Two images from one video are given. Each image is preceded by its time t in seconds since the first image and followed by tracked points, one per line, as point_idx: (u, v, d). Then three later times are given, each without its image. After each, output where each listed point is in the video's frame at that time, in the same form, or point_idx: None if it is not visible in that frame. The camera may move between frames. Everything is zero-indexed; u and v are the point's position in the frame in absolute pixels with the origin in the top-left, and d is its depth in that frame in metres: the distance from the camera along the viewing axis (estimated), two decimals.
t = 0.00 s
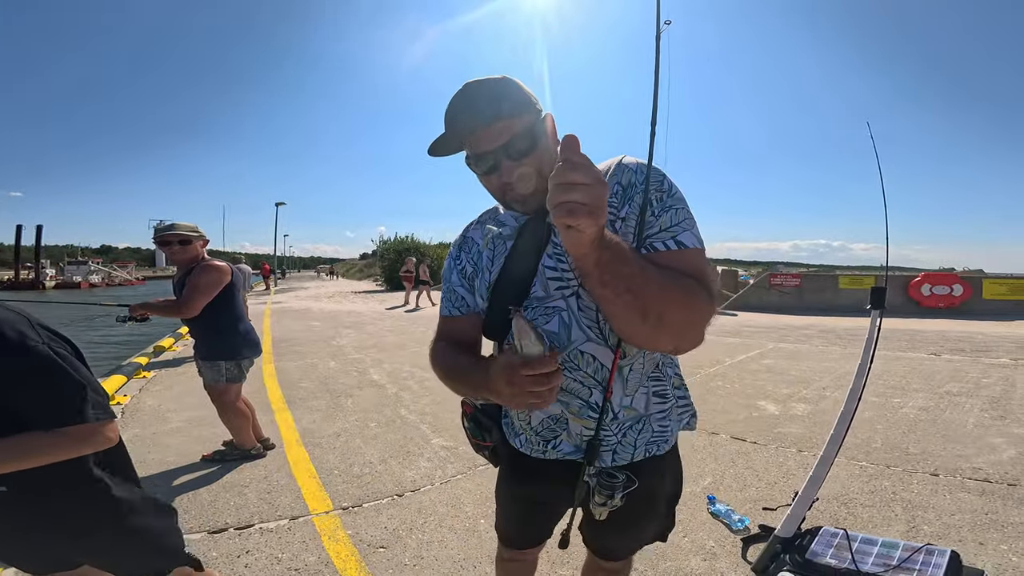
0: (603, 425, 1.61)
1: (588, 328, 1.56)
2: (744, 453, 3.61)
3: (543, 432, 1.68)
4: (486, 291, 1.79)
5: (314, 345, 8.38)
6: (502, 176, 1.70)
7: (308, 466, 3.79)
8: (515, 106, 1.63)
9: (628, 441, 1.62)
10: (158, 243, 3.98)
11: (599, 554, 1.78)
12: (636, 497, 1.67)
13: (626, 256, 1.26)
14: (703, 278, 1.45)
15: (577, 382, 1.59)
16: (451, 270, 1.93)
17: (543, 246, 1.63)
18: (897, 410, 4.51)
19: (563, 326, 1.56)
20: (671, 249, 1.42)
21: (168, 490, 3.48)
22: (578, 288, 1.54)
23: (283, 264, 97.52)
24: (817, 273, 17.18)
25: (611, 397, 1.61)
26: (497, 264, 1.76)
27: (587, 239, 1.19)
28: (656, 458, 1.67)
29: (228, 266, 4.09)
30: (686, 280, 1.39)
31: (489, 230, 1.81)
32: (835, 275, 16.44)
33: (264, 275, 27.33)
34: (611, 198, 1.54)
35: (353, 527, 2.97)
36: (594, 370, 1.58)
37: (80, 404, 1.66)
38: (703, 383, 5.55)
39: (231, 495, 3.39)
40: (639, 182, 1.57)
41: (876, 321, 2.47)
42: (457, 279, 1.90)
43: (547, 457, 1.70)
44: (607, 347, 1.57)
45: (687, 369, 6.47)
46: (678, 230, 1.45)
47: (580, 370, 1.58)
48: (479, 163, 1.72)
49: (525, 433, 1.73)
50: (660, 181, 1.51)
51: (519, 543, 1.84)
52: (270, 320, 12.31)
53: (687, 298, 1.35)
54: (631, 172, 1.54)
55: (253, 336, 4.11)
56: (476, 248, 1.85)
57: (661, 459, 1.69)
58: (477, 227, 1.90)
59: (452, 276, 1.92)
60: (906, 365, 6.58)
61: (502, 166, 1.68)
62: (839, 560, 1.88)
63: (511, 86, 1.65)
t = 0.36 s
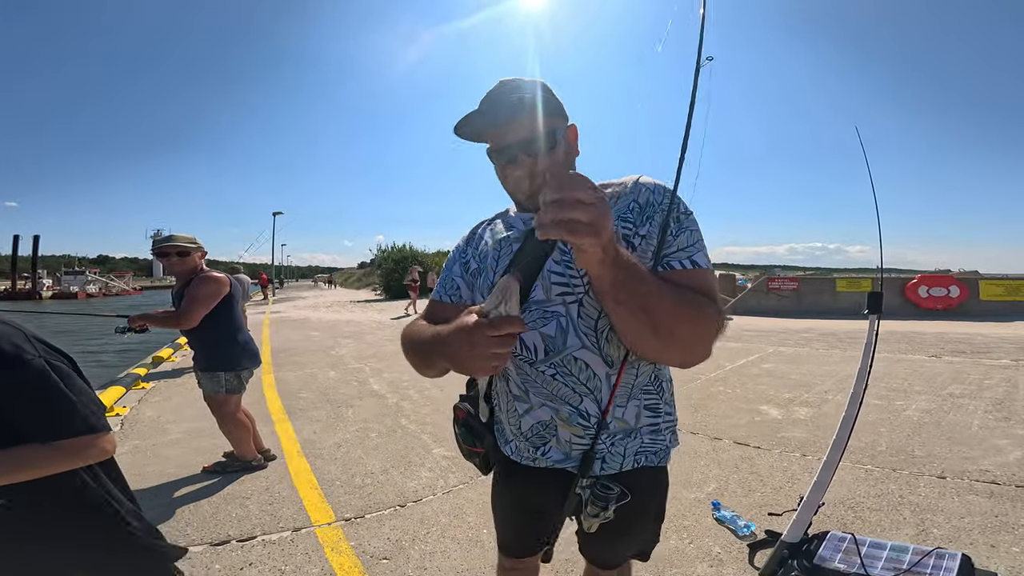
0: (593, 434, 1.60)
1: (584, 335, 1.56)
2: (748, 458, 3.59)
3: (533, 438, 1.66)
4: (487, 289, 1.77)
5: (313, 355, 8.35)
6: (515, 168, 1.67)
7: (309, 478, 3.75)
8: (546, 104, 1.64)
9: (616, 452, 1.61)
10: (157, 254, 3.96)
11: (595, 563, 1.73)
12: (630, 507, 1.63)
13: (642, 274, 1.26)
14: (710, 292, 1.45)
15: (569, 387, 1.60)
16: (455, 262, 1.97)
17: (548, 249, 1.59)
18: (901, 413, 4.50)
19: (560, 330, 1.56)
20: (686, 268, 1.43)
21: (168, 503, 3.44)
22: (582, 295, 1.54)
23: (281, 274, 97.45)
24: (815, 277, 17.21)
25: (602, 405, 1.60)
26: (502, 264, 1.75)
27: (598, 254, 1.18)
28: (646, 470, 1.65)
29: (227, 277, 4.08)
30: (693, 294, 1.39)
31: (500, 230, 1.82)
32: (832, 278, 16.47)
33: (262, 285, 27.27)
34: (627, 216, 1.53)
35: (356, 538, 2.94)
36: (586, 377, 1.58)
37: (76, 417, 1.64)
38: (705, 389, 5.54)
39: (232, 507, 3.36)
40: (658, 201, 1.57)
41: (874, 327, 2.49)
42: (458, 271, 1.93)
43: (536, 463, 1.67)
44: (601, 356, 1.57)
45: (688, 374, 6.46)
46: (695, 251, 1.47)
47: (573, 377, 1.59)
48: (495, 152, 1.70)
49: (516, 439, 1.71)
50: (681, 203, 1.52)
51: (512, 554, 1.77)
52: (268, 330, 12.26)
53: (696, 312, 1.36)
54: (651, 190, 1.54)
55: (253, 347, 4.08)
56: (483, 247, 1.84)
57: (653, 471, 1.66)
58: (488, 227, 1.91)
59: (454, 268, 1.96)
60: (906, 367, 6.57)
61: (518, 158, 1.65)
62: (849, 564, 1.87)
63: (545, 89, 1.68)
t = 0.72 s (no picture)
0: (582, 479, 1.59)
1: (580, 386, 1.56)
2: (747, 475, 3.58)
3: (523, 480, 1.65)
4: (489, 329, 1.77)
5: (310, 372, 8.31)
6: (541, 199, 1.70)
7: (308, 501, 3.72)
8: (582, 146, 1.72)
9: (604, 496, 1.59)
10: (148, 278, 3.95)
11: None
12: (619, 553, 1.60)
13: (651, 347, 1.35)
14: (714, 354, 1.53)
15: (561, 434, 1.60)
16: (456, 292, 1.97)
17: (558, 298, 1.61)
18: (900, 427, 4.50)
19: (556, 378, 1.57)
20: (695, 334, 1.51)
21: (165, 529, 3.41)
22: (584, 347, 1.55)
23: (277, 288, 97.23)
24: (811, 285, 17.24)
25: (593, 453, 1.59)
26: (505, 305, 1.73)
27: (606, 341, 1.27)
28: (635, 518, 1.62)
29: (219, 300, 4.06)
30: (699, 359, 1.48)
31: (506, 266, 1.81)
32: (828, 287, 16.51)
33: (257, 299, 27.17)
34: (643, 278, 1.61)
35: (355, 564, 2.91)
36: (579, 425, 1.58)
37: (60, 463, 1.63)
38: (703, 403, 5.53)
39: (230, 532, 3.32)
40: (674, 264, 1.64)
41: (870, 349, 2.43)
42: (459, 302, 1.93)
43: (525, 505, 1.66)
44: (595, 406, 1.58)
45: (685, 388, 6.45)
46: (704, 317, 1.55)
47: (566, 425, 1.59)
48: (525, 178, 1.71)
49: (506, 478, 1.71)
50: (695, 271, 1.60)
51: None
52: (263, 345, 12.20)
53: (701, 377, 1.45)
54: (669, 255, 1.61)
55: (246, 371, 4.06)
56: (489, 283, 1.85)
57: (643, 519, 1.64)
58: (496, 260, 1.91)
59: (455, 298, 1.96)
60: (904, 378, 6.57)
61: (546, 191, 1.70)
62: None
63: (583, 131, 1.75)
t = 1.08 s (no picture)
0: (576, 469, 1.62)
1: (577, 375, 1.60)
2: (740, 475, 3.62)
3: (517, 470, 1.67)
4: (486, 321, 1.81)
5: (303, 374, 8.28)
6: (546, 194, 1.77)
7: (301, 502, 3.71)
8: (587, 149, 1.80)
9: (596, 487, 1.61)
10: (141, 278, 3.93)
11: None
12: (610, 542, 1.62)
13: (651, 341, 1.43)
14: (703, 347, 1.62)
15: (557, 424, 1.62)
16: (457, 284, 2.00)
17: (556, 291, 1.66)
18: (888, 427, 4.56)
19: (554, 368, 1.60)
20: (685, 328, 1.58)
21: (157, 529, 3.39)
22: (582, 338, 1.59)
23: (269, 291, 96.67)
24: (801, 289, 17.40)
25: (587, 443, 1.62)
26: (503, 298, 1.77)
27: (610, 333, 1.33)
28: (625, 509, 1.65)
29: (213, 300, 4.05)
30: (691, 350, 1.57)
31: (506, 262, 1.86)
32: (818, 290, 16.68)
33: (249, 303, 26.99)
34: (640, 275, 1.66)
35: (350, 564, 2.92)
36: (574, 415, 1.61)
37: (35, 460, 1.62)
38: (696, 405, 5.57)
39: (223, 532, 3.31)
40: (667, 264, 1.70)
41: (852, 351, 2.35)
42: (461, 295, 1.97)
43: (519, 495, 1.67)
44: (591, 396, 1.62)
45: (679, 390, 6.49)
46: (695, 315, 1.62)
47: (562, 414, 1.62)
48: (532, 172, 1.77)
49: (500, 469, 1.72)
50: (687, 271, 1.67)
51: None
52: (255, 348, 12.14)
53: (695, 367, 1.53)
54: (664, 253, 1.68)
55: (239, 372, 4.05)
56: (487, 278, 1.89)
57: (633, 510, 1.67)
58: (495, 256, 1.96)
59: (456, 290, 1.99)
60: (893, 380, 6.66)
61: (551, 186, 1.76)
62: None
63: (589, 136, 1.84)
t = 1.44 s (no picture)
0: (580, 452, 1.68)
1: (583, 359, 1.68)
2: (733, 474, 3.69)
3: (522, 455, 1.72)
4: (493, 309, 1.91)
5: (297, 375, 8.27)
6: (552, 190, 1.88)
7: (299, 499, 3.73)
8: (592, 149, 1.92)
9: (599, 469, 1.69)
10: (145, 274, 3.95)
11: None
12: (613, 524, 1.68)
13: (656, 324, 1.53)
14: (701, 332, 1.74)
15: (562, 407, 1.68)
16: (465, 275, 2.14)
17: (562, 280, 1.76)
18: (876, 428, 4.66)
19: (561, 353, 1.68)
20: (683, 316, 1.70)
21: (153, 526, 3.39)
22: (587, 325, 1.67)
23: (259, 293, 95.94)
24: (791, 294, 17.60)
25: (590, 426, 1.69)
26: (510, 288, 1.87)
27: (618, 314, 1.42)
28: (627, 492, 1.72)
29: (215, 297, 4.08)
30: (691, 334, 1.68)
31: (513, 256, 1.98)
32: (807, 295, 16.88)
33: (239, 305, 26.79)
34: (642, 266, 1.77)
35: (348, 560, 2.94)
36: (579, 398, 1.68)
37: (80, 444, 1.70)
38: (689, 406, 5.65)
39: (219, 529, 3.33)
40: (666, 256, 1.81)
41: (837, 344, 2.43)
42: (468, 284, 2.10)
43: (524, 480, 1.72)
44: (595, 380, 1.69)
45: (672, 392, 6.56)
46: (691, 304, 1.73)
47: (568, 397, 1.68)
48: (539, 170, 1.89)
49: (504, 455, 1.77)
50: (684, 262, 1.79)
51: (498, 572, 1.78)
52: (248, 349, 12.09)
53: (695, 350, 1.64)
54: (663, 246, 1.80)
55: (238, 370, 4.06)
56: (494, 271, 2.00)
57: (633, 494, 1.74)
58: (501, 252, 2.08)
59: (463, 280, 2.12)
60: (881, 382, 6.78)
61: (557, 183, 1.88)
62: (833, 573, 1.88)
63: (594, 138, 1.96)
